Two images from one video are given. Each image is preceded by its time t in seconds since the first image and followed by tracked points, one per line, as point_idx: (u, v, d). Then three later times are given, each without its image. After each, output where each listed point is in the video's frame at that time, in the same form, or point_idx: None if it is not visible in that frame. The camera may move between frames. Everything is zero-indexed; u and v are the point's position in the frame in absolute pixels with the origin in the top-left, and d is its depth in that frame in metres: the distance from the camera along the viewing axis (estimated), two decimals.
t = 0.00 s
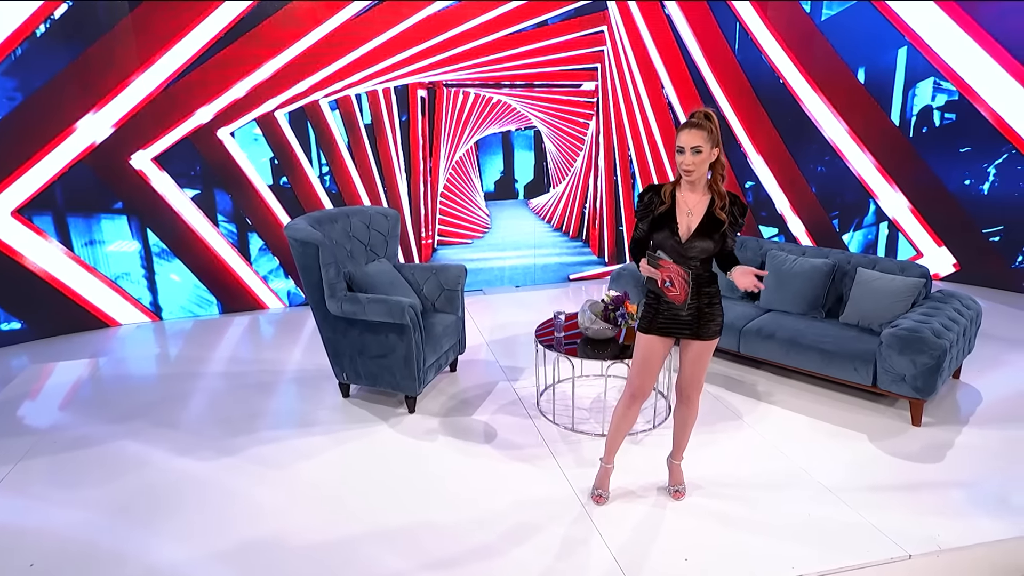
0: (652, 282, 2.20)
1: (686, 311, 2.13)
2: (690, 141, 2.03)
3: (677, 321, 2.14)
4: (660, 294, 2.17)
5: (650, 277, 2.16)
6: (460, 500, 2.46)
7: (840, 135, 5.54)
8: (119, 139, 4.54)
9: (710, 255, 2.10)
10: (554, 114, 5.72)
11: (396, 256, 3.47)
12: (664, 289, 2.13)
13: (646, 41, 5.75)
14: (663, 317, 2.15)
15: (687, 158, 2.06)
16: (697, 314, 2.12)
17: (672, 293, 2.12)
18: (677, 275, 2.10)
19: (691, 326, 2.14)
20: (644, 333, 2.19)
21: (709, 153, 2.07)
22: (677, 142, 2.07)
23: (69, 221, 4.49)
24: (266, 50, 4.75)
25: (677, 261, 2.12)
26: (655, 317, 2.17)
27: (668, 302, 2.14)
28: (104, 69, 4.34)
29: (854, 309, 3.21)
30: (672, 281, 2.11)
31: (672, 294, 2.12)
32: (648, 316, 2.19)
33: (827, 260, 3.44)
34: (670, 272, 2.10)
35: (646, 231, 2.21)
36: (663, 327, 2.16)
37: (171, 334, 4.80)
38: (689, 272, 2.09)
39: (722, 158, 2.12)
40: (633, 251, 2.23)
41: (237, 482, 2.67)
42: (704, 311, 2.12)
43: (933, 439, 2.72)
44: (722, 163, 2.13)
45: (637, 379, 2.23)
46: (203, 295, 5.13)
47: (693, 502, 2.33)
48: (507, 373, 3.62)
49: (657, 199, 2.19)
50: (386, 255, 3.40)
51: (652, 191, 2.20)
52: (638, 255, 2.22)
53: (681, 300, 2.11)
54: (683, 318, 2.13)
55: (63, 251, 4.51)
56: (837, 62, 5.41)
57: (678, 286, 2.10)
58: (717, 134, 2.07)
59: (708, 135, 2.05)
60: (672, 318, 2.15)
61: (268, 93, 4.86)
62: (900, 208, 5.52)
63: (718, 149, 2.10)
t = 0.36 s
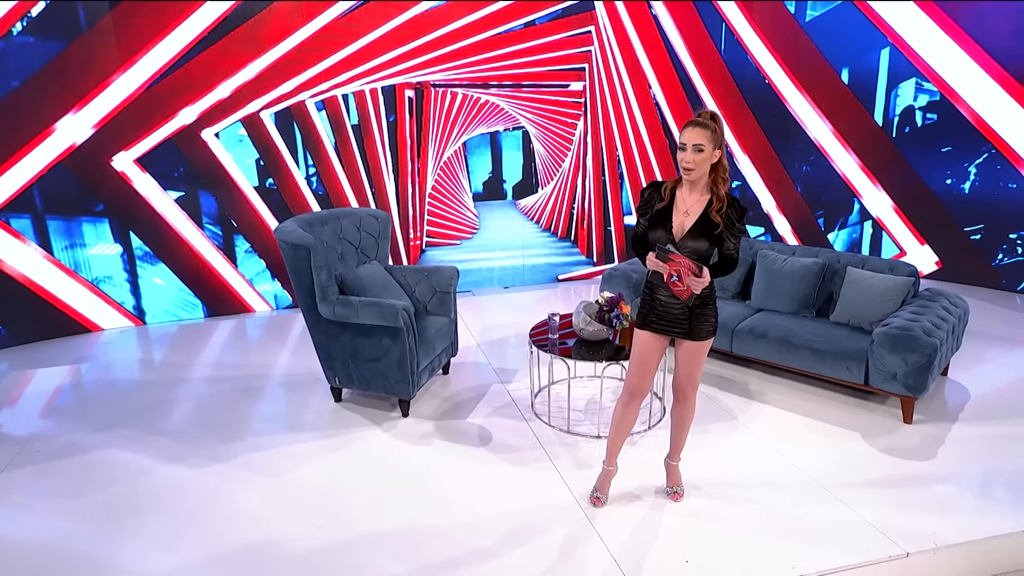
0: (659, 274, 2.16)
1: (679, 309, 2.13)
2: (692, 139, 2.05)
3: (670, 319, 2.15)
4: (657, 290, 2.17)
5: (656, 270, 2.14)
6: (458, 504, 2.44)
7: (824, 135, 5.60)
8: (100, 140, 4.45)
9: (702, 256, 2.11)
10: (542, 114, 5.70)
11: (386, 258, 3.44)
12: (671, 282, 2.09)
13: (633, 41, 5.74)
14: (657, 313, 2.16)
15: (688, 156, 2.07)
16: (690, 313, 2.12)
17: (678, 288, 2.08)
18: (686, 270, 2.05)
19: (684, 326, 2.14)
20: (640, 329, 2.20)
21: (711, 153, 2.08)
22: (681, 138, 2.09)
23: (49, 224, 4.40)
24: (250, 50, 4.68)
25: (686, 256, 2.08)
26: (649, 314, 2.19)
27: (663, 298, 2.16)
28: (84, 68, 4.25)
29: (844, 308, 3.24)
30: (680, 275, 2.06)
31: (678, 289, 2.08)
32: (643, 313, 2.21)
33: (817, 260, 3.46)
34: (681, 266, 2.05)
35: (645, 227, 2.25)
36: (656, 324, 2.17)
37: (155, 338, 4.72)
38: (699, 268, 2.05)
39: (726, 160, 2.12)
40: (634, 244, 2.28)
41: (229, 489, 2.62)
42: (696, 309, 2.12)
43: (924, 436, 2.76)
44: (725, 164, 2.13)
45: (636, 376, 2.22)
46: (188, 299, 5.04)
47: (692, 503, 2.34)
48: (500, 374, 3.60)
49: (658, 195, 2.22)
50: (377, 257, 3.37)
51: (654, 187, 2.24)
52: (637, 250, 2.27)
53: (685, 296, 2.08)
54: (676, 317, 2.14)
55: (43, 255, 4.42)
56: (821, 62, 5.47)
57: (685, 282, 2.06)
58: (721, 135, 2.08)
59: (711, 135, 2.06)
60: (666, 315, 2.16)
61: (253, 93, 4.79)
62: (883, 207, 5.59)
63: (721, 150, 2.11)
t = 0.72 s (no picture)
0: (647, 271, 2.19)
1: (669, 309, 2.13)
2: (683, 137, 2.05)
3: (661, 319, 2.15)
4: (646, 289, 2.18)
5: (646, 266, 2.16)
6: (454, 507, 2.42)
7: (808, 135, 5.65)
8: (79, 141, 4.35)
9: (693, 252, 2.11)
10: (529, 115, 5.70)
11: (377, 260, 3.41)
12: (659, 279, 2.11)
13: (620, 41, 5.76)
14: (647, 311, 2.17)
15: (679, 154, 2.08)
16: (680, 312, 2.12)
17: (666, 285, 2.09)
18: (675, 265, 2.08)
19: (674, 325, 2.15)
20: (629, 328, 2.21)
21: (702, 151, 2.09)
22: (671, 137, 2.09)
23: (27, 227, 4.30)
24: (234, 49, 4.61)
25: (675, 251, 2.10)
26: (640, 315, 2.19)
27: (654, 297, 2.16)
28: (63, 68, 4.16)
29: (834, 307, 3.27)
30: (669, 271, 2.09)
31: (666, 285, 2.09)
32: (633, 313, 2.21)
33: (806, 259, 3.49)
34: (670, 261, 2.08)
35: (635, 226, 2.24)
36: (646, 324, 2.18)
37: (138, 343, 4.63)
38: (687, 262, 2.07)
39: (717, 158, 2.13)
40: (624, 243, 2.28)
41: (221, 496, 2.58)
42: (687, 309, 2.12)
43: (915, 433, 2.79)
44: (715, 162, 2.13)
45: (626, 374, 2.23)
46: (171, 302, 4.96)
47: (690, 503, 2.34)
48: (493, 376, 3.59)
49: (647, 193, 2.23)
50: (368, 259, 3.33)
51: (643, 185, 2.24)
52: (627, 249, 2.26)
53: (675, 292, 2.09)
54: (667, 316, 2.14)
55: (22, 259, 4.33)
56: (804, 63, 5.52)
57: (674, 277, 2.08)
58: (711, 133, 2.08)
59: (702, 134, 2.07)
60: (657, 314, 2.17)
61: (238, 94, 4.72)
62: (867, 206, 5.65)
63: (711, 148, 2.12)
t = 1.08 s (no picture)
0: (629, 273, 2.17)
1: (647, 311, 2.15)
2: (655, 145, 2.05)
3: (638, 322, 2.16)
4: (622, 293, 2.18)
5: (631, 268, 2.14)
6: (451, 511, 2.41)
7: (793, 134, 5.70)
8: (58, 142, 4.27)
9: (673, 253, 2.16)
10: (516, 114, 5.64)
11: (367, 263, 3.38)
12: (647, 282, 2.11)
13: (606, 41, 5.79)
14: (624, 315, 2.17)
15: (651, 161, 2.08)
16: (657, 315, 2.14)
17: (655, 287, 2.11)
18: (666, 268, 2.09)
19: (652, 328, 2.16)
20: (607, 334, 2.20)
21: (672, 154, 2.10)
22: (641, 143, 2.09)
23: (5, 230, 4.23)
24: (217, 48, 4.53)
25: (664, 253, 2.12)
26: (615, 318, 2.19)
27: (631, 300, 2.16)
28: (41, 67, 4.07)
29: (823, 305, 3.30)
30: (658, 274, 2.10)
31: (654, 288, 2.11)
32: (608, 317, 2.20)
33: (796, 258, 3.53)
34: (661, 264, 2.09)
35: (608, 229, 2.23)
36: (623, 328, 2.17)
37: (120, 348, 4.54)
38: (679, 265, 2.10)
39: (685, 158, 2.15)
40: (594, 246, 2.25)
41: (214, 504, 2.53)
42: (664, 312, 2.14)
43: (905, 429, 2.83)
44: (684, 162, 2.16)
45: (607, 380, 2.24)
46: (155, 306, 4.88)
47: (688, 504, 2.35)
48: (485, 378, 3.58)
49: (619, 196, 2.22)
50: (358, 261, 3.30)
51: (614, 188, 2.24)
52: (602, 253, 2.23)
53: (665, 293, 2.11)
54: (644, 319, 2.15)
55: None
56: (788, 63, 5.57)
57: (664, 280, 2.10)
58: (680, 135, 2.10)
59: (672, 137, 2.08)
60: (633, 317, 2.17)
61: (222, 94, 4.64)
62: (850, 205, 5.72)
63: (680, 149, 2.13)
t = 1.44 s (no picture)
0: (590, 277, 2.19)
1: (611, 314, 2.16)
2: (620, 145, 2.09)
3: (602, 324, 2.17)
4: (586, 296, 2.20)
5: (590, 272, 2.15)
6: (449, 515, 2.40)
7: (777, 134, 5.75)
8: (38, 144, 4.20)
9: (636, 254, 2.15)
10: (503, 115, 5.62)
11: (358, 264, 3.34)
12: (606, 284, 2.12)
13: (593, 41, 5.77)
14: (588, 317, 2.20)
15: (617, 162, 2.13)
16: (621, 318, 2.14)
17: (614, 289, 2.12)
18: (622, 269, 2.09)
19: (616, 331, 2.16)
20: (574, 336, 2.23)
21: (637, 157, 2.14)
22: (607, 144, 2.13)
23: None
24: (201, 47, 4.45)
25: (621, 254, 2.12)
26: (582, 320, 2.21)
27: (595, 303, 2.18)
28: (19, 67, 4.00)
29: (813, 303, 3.34)
30: (615, 276, 2.10)
31: (614, 290, 2.12)
32: (575, 319, 2.23)
33: (785, 257, 3.57)
34: (616, 266, 2.08)
35: (575, 232, 2.26)
36: (588, 330, 2.20)
37: (103, 352, 4.46)
38: (635, 265, 2.07)
39: (650, 160, 2.19)
40: (562, 249, 2.27)
41: (207, 511, 2.50)
42: (628, 315, 2.14)
43: (896, 425, 2.87)
44: (650, 165, 2.20)
45: (584, 381, 2.27)
46: (139, 310, 4.80)
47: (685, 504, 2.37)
48: (478, 380, 3.58)
49: (585, 199, 2.25)
50: (349, 263, 3.27)
51: (581, 192, 2.27)
52: (569, 257, 2.26)
53: (624, 295, 2.12)
54: (608, 322, 2.17)
55: None
56: (773, 64, 5.62)
57: (621, 281, 2.10)
58: (645, 138, 2.14)
59: (637, 139, 2.11)
60: (598, 319, 2.19)
61: (206, 94, 4.57)
62: (834, 204, 5.79)
63: (645, 152, 2.17)
